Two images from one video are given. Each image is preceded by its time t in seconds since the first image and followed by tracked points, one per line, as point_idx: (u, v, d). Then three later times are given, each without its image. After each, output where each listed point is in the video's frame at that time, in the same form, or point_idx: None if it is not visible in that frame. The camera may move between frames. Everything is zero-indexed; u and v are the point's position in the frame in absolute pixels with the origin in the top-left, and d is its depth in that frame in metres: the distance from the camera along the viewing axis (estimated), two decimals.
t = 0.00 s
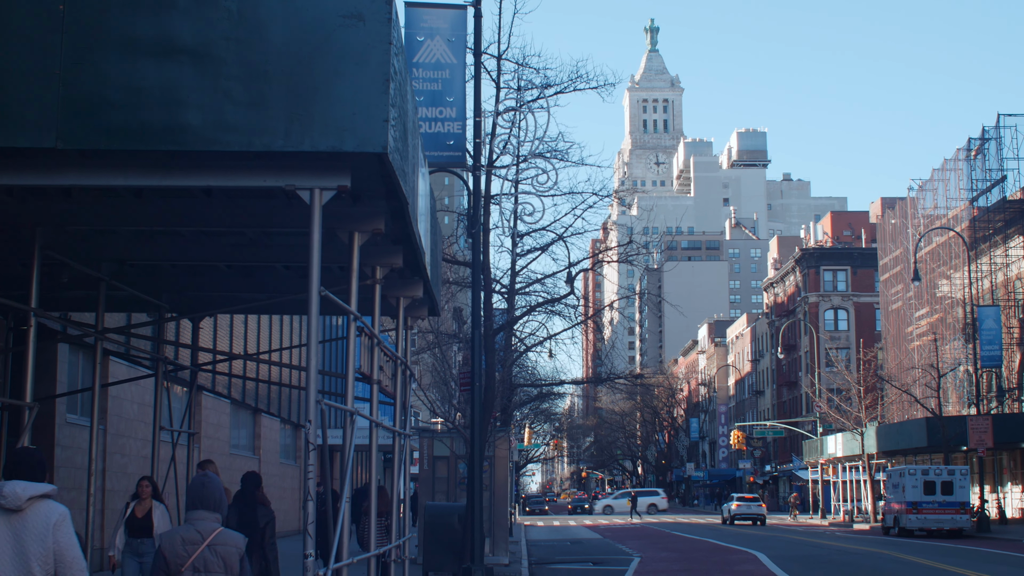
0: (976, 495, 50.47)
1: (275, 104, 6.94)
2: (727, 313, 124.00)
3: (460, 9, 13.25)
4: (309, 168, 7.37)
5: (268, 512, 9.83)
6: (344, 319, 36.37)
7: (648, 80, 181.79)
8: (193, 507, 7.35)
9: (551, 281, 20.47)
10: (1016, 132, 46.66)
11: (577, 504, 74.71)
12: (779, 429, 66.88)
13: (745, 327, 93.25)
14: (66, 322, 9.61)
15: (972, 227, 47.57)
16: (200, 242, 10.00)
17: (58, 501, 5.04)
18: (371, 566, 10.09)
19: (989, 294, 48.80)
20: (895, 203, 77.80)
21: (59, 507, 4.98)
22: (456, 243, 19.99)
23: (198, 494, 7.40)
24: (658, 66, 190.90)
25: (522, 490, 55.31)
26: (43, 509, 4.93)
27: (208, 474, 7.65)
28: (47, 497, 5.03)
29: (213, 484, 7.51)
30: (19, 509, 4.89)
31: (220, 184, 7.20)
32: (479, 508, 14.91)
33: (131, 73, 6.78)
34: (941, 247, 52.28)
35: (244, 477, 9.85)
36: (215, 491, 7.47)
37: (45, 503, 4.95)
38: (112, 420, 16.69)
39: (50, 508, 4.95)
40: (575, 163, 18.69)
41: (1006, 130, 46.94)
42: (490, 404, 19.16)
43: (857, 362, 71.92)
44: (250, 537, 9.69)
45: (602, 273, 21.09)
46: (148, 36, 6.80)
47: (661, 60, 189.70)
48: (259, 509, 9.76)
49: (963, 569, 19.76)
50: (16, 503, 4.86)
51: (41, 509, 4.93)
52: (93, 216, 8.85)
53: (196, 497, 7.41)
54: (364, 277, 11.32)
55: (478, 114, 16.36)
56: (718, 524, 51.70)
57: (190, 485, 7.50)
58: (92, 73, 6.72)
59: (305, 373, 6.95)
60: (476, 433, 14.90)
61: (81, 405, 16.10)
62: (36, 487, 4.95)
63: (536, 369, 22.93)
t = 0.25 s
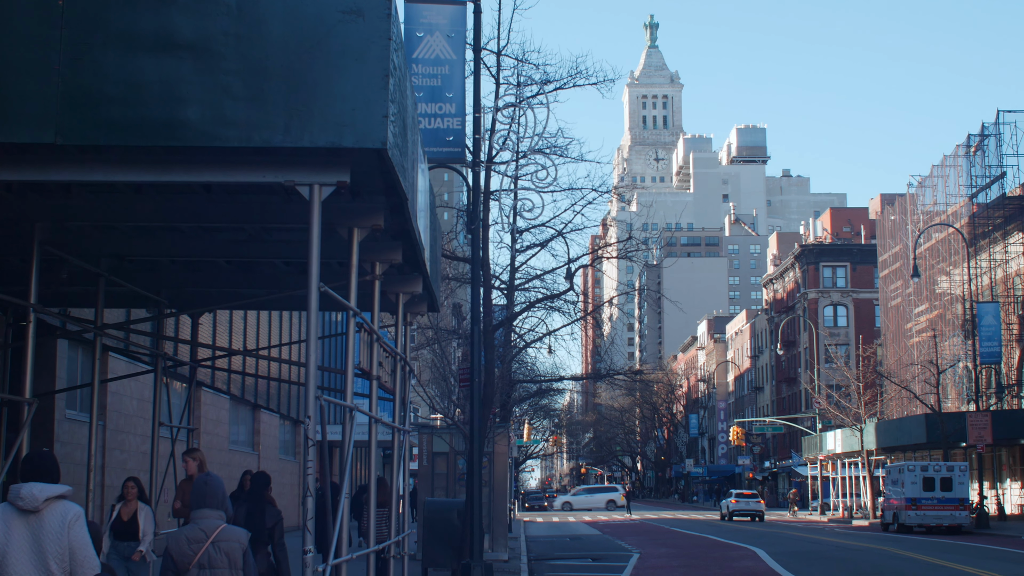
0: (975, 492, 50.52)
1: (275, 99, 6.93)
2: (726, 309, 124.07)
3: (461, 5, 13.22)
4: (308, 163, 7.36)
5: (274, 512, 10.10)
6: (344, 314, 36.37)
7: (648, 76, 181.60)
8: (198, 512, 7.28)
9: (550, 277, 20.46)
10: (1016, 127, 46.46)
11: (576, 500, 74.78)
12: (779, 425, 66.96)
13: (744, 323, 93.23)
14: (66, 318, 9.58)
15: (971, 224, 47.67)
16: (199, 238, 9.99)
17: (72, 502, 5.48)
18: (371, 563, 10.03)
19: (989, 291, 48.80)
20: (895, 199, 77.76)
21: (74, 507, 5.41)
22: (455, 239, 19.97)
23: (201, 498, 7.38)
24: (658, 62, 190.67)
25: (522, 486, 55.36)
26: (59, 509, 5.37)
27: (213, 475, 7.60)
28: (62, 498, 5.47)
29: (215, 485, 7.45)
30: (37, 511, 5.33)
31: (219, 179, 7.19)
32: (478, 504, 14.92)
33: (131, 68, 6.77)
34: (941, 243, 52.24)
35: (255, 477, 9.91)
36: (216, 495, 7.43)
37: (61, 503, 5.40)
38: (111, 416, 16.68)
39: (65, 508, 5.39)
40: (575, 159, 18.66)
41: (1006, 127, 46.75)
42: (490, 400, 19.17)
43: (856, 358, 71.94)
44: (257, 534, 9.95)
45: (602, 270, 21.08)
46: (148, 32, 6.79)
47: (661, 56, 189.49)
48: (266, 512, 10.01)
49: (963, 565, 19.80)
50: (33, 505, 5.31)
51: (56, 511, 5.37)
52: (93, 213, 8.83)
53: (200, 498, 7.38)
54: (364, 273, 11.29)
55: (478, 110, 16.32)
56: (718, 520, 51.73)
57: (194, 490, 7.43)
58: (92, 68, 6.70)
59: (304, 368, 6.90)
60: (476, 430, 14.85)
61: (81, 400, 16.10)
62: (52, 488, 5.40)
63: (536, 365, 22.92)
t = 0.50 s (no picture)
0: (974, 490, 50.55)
1: (275, 96, 6.91)
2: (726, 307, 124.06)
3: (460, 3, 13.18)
4: (308, 161, 7.36)
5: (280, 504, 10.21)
6: (343, 312, 36.36)
7: (648, 74, 181.44)
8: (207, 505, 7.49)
9: (550, 275, 20.44)
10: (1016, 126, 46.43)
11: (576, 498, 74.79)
12: (779, 423, 66.96)
13: (744, 321, 93.20)
14: (65, 315, 9.58)
15: (971, 222, 47.68)
16: (198, 236, 9.98)
17: (84, 493, 5.80)
18: (370, 561, 10.02)
19: (988, 289, 48.83)
20: (895, 197, 77.74)
21: (84, 498, 5.73)
22: (455, 236, 19.95)
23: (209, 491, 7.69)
24: (658, 60, 190.51)
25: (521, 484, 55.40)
26: (70, 500, 5.69)
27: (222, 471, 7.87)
28: (75, 490, 5.81)
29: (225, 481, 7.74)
30: (48, 502, 5.66)
31: (219, 177, 7.18)
32: (478, 501, 14.91)
33: (130, 65, 6.76)
34: (941, 241, 52.22)
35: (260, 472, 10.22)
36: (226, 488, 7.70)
37: (72, 495, 5.72)
38: (111, 413, 16.67)
39: (76, 499, 5.70)
40: (575, 157, 18.64)
41: (1006, 125, 46.76)
42: (490, 398, 19.15)
43: (856, 356, 71.92)
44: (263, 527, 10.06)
45: (602, 267, 21.06)
46: (148, 30, 6.78)
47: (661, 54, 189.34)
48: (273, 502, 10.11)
49: (962, 563, 19.80)
50: (45, 497, 5.64)
51: (67, 501, 5.69)
52: (92, 211, 8.82)
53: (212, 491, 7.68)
54: (363, 271, 11.30)
55: (478, 107, 16.30)
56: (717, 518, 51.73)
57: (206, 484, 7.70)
58: (92, 66, 6.69)
59: (304, 365, 6.88)
60: (475, 428, 14.80)
61: (81, 398, 16.10)
62: (63, 481, 5.73)
63: (535, 363, 22.89)
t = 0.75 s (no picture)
0: (975, 489, 50.64)
1: (274, 94, 6.91)
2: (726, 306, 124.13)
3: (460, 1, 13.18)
4: (308, 159, 7.36)
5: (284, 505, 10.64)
6: (342, 310, 36.49)
7: (649, 72, 181.47)
8: (224, 505, 7.18)
9: (551, 274, 20.42)
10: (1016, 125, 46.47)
11: (576, 497, 74.81)
12: (779, 422, 67.03)
13: (744, 320, 93.25)
14: (65, 313, 9.57)
15: (971, 221, 47.72)
16: (198, 234, 9.98)
17: (101, 499, 5.69)
18: (370, 559, 10.00)
19: (989, 288, 48.85)
20: (895, 196, 77.74)
21: (100, 504, 5.62)
22: (455, 235, 19.95)
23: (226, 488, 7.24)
24: (658, 59, 190.55)
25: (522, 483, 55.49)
26: (86, 504, 5.59)
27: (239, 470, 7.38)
28: (92, 495, 5.69)
29: (242, 482, 7.23)
30: (64, 506, 5.57)
31: (220, 175, 7.18)
32: (478, 499, 14.92)
33: (130, 64, 6.76)
34: (941, 240, 52.25)
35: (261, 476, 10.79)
36: (243, 491, 7.23)
37: (89, 500, 5.62)
38: (111, 412, 16.69)
39: (92, 504, 5.60)
40: (575, 156, 18.63)
41: (1006, 124, 46.75)
42: (490, 397, 19.14)
43: (856, 355, 71.94)
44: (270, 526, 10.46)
45: (602, 266, 21.06)
46: (149, 27, 6.78)
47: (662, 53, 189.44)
48: (276, 504, 10.55)
49: (962, 562, 19.80)
50: (62, 500, 5.55)
51: (84, 506, 5.59)
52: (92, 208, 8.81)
53: (227, 495, 7.19)
54: (363, 268, 11.32)
55: (478, 107, 16.30)
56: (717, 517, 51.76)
57: (221, 483, 7.25)
58: (91, 63, 6.69)
59: (304, 364, 6.88)
60: (475, 426, 14.80)
61: (81, 396, 16.11)
62: (80, 486, 5.63)
63: (535, 361, 22.90)
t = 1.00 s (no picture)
0: (975, 490, 50.65)
1: (275, 93, 6.90)
2: (727, 305, 124.13)
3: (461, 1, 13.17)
4: (308, 159, 7.35)
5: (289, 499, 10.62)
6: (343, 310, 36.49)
7: (649, 72, 181.35)
8: (236, 499, 6.93)
9: (551, 274, 20.40)
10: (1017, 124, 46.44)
11: (576, 497, 74.81)
12: (779, 421, 67.03)
13: (744, 319, 93.28)
14: (66, 312, 9.58)
15: (972, 221, 47.72)
16: (198, 233, 9.97)
17: (125, 496, 6.01)
18: (370, 559, 9.98)
19: (989, 288, 48.83)
20: (895, 196, 77.78)
21: (126, 502, 5.95)
22: (456, 234, 19.95)
23: (237, 483, 6.97)
24: (659, 58, 190.54)
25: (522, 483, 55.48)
26: (113, 502, 5.91)
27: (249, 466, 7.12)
28: (117, 492, 6.01)
29: (254, 476, 6.99)
30: (93, 503, 5.87)
31: (219, 174, 7.17)
32: (478, 498, 14.92)
33: (130, 63, 6.75)
34: (941, 240, 52.26)
35: (268, 470, 10.72)
36: (255, 485, 6.97)
37: (115, 498, 5.93)
38: (111, 411, 16.69)
39: (119, 501, 5.92)
40: (575, 155, 18.61)
41: (1007, 124, 46.71)
42: (490, 396, 19.12)
43: (856, 354, 71.95)
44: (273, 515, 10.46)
45: (602, 266, 21.04)
46: (149, 26, 6.78)
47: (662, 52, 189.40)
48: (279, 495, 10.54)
49: (964, 562, 19.77)
50: (90, 497, 5.85)
51: (111, 504, 5.91)
52: (92, 207, 8.81)
53: (238, 489, 6.93)
54: (363, 268, 11.31)
55: (478, 106, 16.29)
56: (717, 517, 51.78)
57: (230, 477, 6.99)
58: (91, 62, 6.68)
59: (305, 363, 6.88)
60: (476, 425, 14.78)
61: (81, 395, 16.10)
62: (107, 483, 5.94)
63: (536, 361, 22.88)
